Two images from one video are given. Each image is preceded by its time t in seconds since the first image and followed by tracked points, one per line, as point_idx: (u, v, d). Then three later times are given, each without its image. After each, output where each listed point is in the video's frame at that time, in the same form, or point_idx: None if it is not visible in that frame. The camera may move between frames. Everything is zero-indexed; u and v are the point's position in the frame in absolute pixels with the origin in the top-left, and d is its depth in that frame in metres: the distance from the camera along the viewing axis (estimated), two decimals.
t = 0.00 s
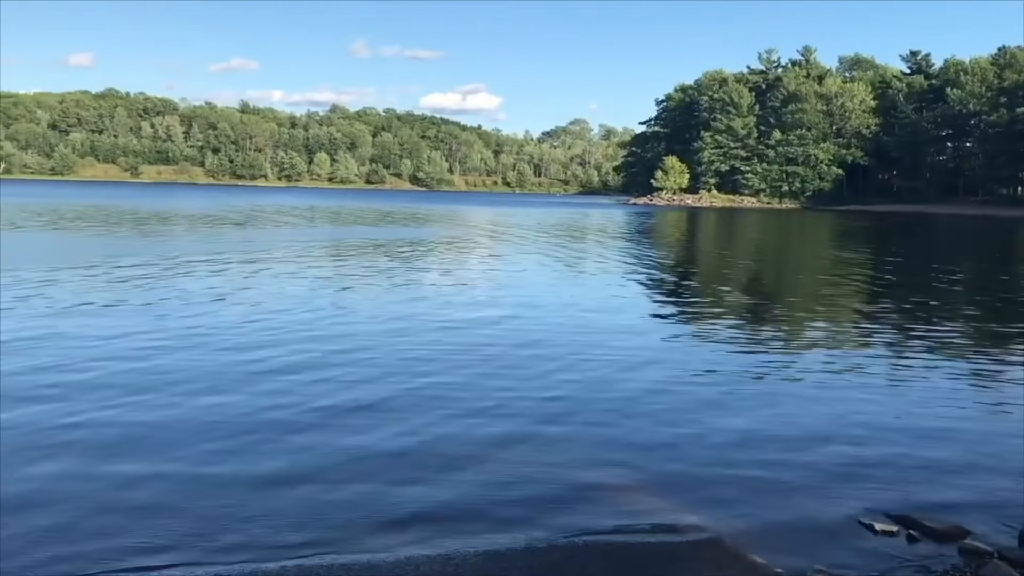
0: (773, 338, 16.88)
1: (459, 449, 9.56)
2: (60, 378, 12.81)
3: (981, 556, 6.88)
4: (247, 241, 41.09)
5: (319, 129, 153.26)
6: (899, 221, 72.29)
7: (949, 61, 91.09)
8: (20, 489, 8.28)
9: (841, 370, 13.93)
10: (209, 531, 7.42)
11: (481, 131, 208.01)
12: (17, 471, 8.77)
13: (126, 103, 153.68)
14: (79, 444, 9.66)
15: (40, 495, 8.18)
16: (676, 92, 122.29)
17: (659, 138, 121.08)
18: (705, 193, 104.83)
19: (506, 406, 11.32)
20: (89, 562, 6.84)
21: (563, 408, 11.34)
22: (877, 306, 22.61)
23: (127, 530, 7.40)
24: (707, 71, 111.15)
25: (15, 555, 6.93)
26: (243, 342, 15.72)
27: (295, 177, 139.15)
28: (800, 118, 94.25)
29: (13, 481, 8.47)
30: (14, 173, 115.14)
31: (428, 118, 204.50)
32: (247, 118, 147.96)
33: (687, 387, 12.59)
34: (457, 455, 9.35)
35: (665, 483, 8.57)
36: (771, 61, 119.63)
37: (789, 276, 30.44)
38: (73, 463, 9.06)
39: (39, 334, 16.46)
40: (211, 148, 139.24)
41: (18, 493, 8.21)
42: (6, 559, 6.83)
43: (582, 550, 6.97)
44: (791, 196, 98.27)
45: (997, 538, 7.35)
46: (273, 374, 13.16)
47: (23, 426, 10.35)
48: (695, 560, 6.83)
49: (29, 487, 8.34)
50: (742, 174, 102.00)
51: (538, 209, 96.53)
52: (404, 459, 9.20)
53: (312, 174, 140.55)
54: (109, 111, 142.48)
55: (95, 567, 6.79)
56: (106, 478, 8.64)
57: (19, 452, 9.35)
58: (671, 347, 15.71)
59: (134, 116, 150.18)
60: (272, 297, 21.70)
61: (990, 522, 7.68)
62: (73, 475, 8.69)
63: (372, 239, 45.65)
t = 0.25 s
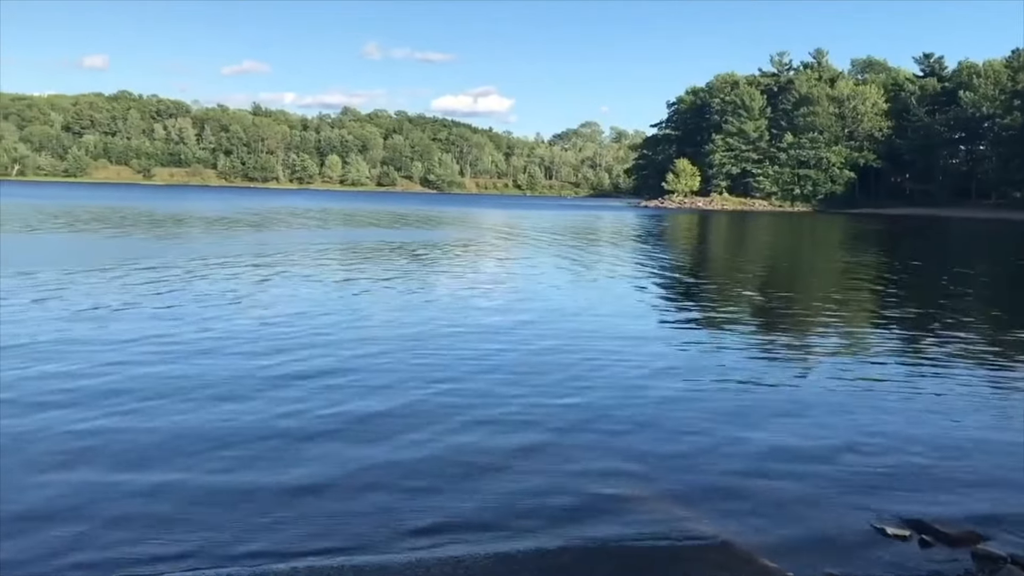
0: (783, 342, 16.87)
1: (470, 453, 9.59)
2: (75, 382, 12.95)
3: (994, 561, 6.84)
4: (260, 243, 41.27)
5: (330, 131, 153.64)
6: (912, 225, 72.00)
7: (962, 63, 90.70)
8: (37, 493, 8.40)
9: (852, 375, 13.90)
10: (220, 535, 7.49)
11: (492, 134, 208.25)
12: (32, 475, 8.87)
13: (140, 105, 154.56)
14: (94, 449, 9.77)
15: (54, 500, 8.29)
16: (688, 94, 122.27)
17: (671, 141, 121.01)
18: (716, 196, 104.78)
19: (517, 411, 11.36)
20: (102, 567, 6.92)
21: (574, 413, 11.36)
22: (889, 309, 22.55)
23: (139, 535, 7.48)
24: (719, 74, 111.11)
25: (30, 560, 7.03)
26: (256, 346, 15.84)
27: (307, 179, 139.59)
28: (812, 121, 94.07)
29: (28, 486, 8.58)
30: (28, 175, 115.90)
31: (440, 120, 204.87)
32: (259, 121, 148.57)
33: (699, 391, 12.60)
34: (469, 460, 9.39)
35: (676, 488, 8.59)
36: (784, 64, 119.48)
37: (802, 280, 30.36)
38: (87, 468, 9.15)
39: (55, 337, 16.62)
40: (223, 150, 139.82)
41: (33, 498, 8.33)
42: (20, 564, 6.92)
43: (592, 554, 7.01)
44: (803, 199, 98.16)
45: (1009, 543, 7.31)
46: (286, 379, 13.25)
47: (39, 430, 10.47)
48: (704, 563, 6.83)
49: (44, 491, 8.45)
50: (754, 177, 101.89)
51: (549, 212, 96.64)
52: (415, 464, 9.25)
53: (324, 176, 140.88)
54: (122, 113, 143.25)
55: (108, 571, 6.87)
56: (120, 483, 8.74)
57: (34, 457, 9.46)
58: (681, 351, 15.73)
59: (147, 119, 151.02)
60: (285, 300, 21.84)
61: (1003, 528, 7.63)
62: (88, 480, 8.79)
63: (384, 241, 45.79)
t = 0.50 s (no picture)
0: (795, 346, 16.77)
1: (481, 455, 9.65)
2: (90, 382, 13.04)
3: (1011, 567, 6.75)
4: (271, 244, 41.48)
5: (343, 133, 154.05)
6: (927, 229, 71.73)
7: (978, 67, 90.22)
8: (53, 491, 8.49)
9: (863, 379, 13.86)
10: (228, 534, 7.55)
11: (505, 136, 208.51)
12: (48, 473, 8.97)
13: (155, 107, 155.49)
14: (109, 448, 9.86)
15: (70, 498, 8.37)
16: (701, 97, 122.18)
17: (684, 144, 120.89)
18: (729, 199, 104.70)
19: (527, 415, 11.40)
20: (116, 565, 6.99)
21: (583, 416, 11.40)
22: (903, 314, 22.34)
23: (155, 534, 7.55)
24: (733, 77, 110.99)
25: (46, 557, 7.10)
26: (268, 349, 15.93)
27: (320, 181, 140.02)
28: (825, 124, 93.43)
29: (46, 484, 8.68)
30: (43, 175, 116.78)
31: (453, 122, 205.27)
32: (273, 123, 149.18)
33: (711, 396, 12.62)
34: (482, 462, 9.42)
35: (687, 491, 8.62)
36: (798, 67, 119.27)
37: (814, 284, 30.25)
38: (103, 466, 9.23)
39: (69, 338, 16.74)
40: (237, 152, 140.53)
41: (50, 496, 8.41)
42: (37, 562, 7.00)
43: (604, 555, 7.03)
44: (816, 203, 97.73)
45: None
46: (298, 380, 13.31)
47: (55, 429, 10.56)
48: (713, 565, 6.83)
49: (60, 490, 8.54)
50: (767, 180, 101.66)
51: (561, 214, 96.64)
52: (428, 465, 9.29)
53: (337, 178, 141.10)
54: (137, 115, 144.16)
55: (123, 570, 6.94)
56: (135, 482, 8.83)
57: (49, 456, 9.55)
58: (692, 356, 15.72)
59: (161, 121, 152.00)
60: (298, 302, 21.94)
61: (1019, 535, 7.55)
62: (104, 478, 8.89)
63: (396, 243, 45.92)
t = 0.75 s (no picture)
0: (807, 350, 16.80)
1: (492, 459, 9.73)
2: (103, 384, 13.17)
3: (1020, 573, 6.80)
4: (281, 245, 41.65)
5: (354, 134, 154.33)
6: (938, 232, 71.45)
7: (991, 69, 89.77)
8: (69, 496, 8.61)
9: (874, 383, 13.88)
10: (241, 540, 7.67)
11: (516, 138, 208.62)
12: (63, 478, 9.09)
13: (167, 107, 156.24)
14: (122, 452, 9.98)
15: (81, 501, 8.48)
16: (712, 99, 122.07)
17: (694, 146, 120.70)
18: (740, 201, 104.58)
19: (537, 418, 11.47)
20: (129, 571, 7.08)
21: (592, 420, 11.47)
22: (916, 317, 22.31)
23: (168, 539, 7.65)
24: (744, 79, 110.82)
25: (63, 563, 7.22)
26: (279, 348, 16.02)
27: (331, 182, 140.40)
28: (837, 127, 93.12)
29: (61, 489, 8.79)
30: (56, 176, 117.53)
31: (464, 124, 205.52)
32: (285, 123, 149.71)
33: (720, 399, 12.66)
34: (491, 467, 9.50)
35: (696, 496, 8.68)
36: (809, 69, 119.00)
37: (826, 287, 30.17)
38: (116, 472, 9.34)
39: (82, 336, 16.84)
40: (249, 153, 141.04)
41: (61, 500, 8.53)
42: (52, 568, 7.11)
43: (612, 561, 7.10)
44: (827, 206, 97.48)
45: None
46: (310, 382, 13.42)
47: (69, 433, 10.69)
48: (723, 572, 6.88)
49: (75, 494, 8.65)
50: (778, 182, 101.45)
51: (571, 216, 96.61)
52: (439, 470, 9.38)
53: (348, 179, 141.40)
54: (149, 115, 144.81)
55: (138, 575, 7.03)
56: (150, 486, 8.94)
57: (63, 460, 9.67)
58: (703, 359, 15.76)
59: (174, 121, 152.67)
60: (307, 302, 22.01)
61: None
62: (118, 484, 9.00)
63: (406, 244, 46.02)
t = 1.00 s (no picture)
0: (818, 352, 16.74)
1: (499, 452, 9.69)
2: (106, 376, 13.11)
3: None
4: (289, 246, 41.73)
5: (364, 135, 154.59)
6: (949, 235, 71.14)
7: (1004, 72, 89.27)
8: (68, 483, 8.52)
9: (885, 386, 13.80)
10: (248, 524, 7.64)
11: (526, 139, 208.73)
12: (62, 466, 8.99)
13: (178, 108, 156.88)
14: (125, 441, 9.87)
15: (87, 485, 8.48)
16: (723, 101, 121.96)
17: (704, 148, 120.51)
18: (750, 203, 104.47)
19: (546, 412, 11.42)
20: (127, 558, 6.99)
21: (600, 415, 11.42)
22: (928, 321, 22.23)
23: (167, 527, 7.55)
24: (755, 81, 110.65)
25: (68, 543, 7.20)
26: (284, 345, 15.95)
27: (340, 183, 140.72)
28: (848, 129, 92.85)
29: (59, 476, 8.68)
30: (67, 175, 118.19)
31: (474, 125, 205.75)
32: (295, 124, 150.12)
33: (729, 399, 12.52)
34: (496, 461, 9.40)
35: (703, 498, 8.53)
36: (820, 71, 118.70)
37: (837, 290, 30.05)
38: (116, 460, 9.22)
39: (87, 332, 16.79)
40: (259, 153, 141.47)
41: (67, 483, 8.52)
42: (50, 553, 7.00)
43: (619, 563, 6.99)
44: (838, 209, 97.21)
45: None
46: (314, 376, 13.32)
47: (71, 423, 10.59)
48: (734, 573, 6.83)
49: (75, 482, 8.56)
50: (789, 185, 101.24)
51: (580, 217, 96.53)
52: (443, 464, 9.27)
53: (357, 180, 141.66)
54: (160, 115, 145.33)
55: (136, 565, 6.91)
56: (159, 473, 8.93)
57: (63, 448, 9.58)
58: (712, 358, 15.70)
59: (185, 121, 153.27)
60: (315, 302, 21.98)
61: None
62: (115, 471, 8.91)
63: (414, 245, 46.06)
